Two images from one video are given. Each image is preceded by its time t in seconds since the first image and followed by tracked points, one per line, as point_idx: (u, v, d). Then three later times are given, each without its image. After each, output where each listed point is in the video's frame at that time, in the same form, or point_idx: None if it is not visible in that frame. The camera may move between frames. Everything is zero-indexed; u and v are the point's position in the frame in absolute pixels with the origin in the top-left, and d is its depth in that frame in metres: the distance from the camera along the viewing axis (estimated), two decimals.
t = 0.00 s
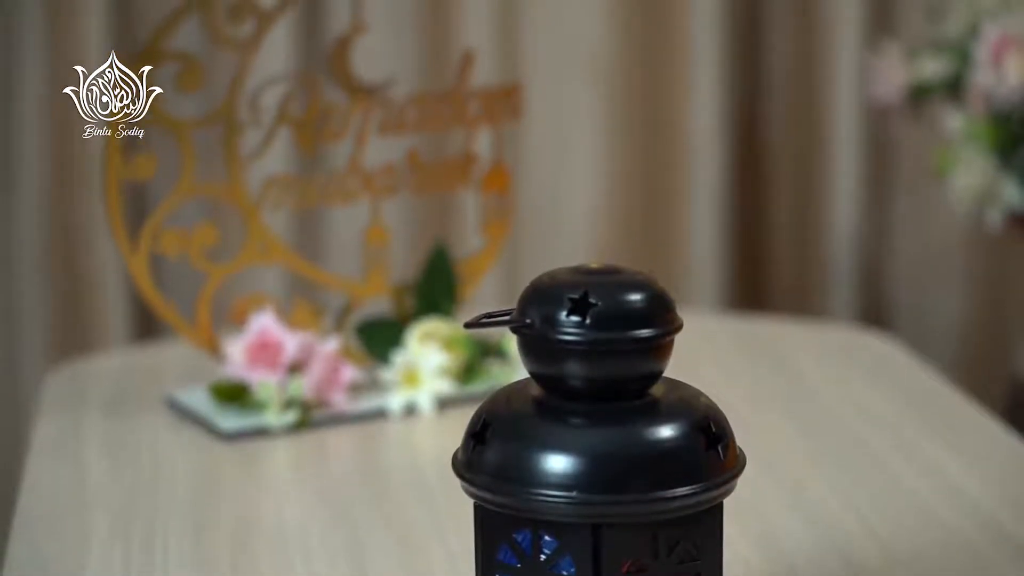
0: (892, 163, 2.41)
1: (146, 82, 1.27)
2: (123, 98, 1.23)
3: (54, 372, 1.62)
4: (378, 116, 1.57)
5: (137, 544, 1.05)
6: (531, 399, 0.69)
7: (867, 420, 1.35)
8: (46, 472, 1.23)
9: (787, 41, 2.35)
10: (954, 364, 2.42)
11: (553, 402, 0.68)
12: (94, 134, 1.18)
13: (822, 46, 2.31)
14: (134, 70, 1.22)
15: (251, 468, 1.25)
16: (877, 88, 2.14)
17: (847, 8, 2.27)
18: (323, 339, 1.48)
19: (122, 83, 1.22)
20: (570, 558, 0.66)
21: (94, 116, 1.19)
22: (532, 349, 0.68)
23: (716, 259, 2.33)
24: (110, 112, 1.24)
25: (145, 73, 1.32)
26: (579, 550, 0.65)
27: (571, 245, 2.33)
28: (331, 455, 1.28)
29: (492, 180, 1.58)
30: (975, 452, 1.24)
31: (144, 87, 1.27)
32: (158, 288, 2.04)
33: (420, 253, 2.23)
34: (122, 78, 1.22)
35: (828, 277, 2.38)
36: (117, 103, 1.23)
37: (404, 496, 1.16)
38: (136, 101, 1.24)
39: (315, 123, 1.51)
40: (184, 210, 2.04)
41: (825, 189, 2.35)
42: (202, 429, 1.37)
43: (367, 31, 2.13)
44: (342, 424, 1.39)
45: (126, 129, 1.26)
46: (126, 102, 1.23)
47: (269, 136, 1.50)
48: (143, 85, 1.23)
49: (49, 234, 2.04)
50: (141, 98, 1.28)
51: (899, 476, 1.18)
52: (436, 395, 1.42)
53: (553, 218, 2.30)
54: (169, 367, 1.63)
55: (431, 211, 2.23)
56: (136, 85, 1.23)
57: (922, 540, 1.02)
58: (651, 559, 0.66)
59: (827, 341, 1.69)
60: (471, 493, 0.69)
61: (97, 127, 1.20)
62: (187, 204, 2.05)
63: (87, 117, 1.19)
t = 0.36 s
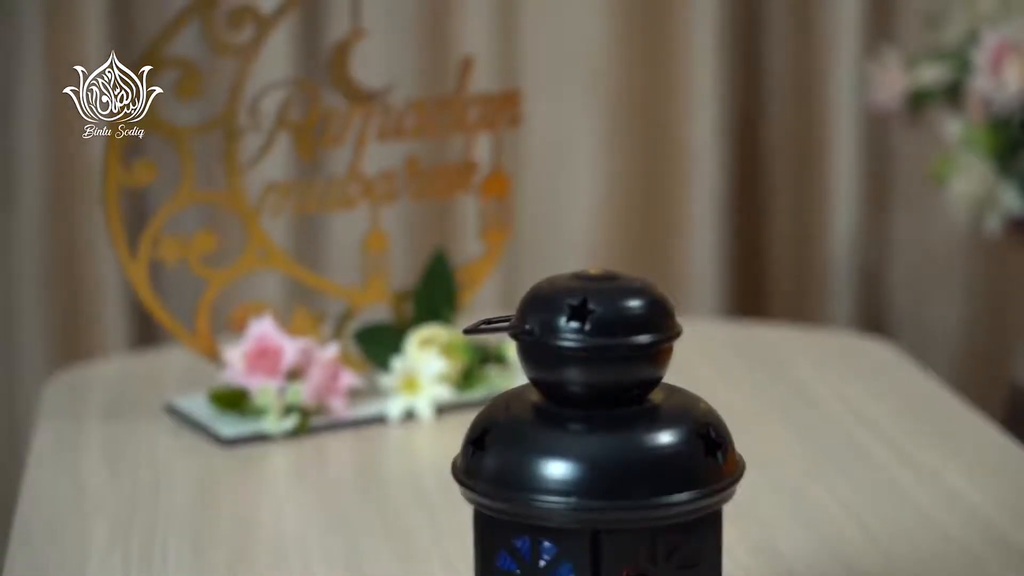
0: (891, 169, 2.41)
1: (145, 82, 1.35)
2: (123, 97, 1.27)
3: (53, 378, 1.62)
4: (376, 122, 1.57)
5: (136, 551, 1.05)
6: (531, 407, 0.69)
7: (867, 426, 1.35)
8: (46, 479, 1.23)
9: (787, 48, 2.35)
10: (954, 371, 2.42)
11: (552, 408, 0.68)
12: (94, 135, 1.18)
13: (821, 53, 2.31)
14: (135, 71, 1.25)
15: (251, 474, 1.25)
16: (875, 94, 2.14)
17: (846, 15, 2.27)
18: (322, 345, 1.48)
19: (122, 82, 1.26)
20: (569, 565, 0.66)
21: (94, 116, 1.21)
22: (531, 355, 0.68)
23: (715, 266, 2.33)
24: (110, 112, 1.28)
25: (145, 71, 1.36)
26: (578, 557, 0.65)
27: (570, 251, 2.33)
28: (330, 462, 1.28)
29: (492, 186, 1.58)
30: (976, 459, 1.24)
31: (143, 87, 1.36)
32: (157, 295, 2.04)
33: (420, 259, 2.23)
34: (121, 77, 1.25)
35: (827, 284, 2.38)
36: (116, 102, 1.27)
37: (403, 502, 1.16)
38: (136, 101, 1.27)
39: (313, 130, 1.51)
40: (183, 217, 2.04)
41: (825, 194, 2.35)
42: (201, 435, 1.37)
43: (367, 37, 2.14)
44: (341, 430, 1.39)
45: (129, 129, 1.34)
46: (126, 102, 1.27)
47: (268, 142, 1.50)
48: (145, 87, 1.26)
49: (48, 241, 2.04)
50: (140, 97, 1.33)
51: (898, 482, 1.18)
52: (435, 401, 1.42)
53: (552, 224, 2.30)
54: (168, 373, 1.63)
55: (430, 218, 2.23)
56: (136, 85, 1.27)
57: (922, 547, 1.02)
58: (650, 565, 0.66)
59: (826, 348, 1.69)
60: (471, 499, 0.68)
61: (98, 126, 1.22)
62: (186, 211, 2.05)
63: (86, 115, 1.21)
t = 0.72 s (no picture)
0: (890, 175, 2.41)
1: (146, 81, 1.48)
2: (123, 96, 1.60)
3: (54, 385, 1.62)
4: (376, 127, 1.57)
5: (135, 558, 1.05)
6: (530, 415, 0.68)
7: (866, 432, 1.35)
8: (46, 486, 1.23)
9: (787, 55, 2.35)
10: (955, 378, 2.42)
11: (550, 413, 0.68)
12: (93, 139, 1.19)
13: (821, 57, 2.31)
14: (132, 72, 1.59)
15: (250, 481, 1.24)
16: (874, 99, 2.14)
17: (845, 21, 2.27)
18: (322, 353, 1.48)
19: (120, 84, 1.60)
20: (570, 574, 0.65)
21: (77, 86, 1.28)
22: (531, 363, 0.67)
23: (715, 272, 2.33)
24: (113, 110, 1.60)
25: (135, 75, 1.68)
26: (579, 565, 0.65)
27: (570, 257, 2.33)
28: (329, 469, 1.28)
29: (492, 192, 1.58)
30: (974, 466, 1.24)
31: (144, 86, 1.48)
32: (157, 302, 2.04)
33: (419, 265, 2.23)
34: (120, 79, 1.60)
35: (827, 290, 2.38)
36: (118, 100, 1.61)
37: (401, 508, 1.16)
38: (134, 99, 1.59)
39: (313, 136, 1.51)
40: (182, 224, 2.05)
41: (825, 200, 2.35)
42: (201, 442, 1.37)
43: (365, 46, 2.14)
44: (341, 437, 1.39)
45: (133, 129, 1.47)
46: (127, 100, 1.59)
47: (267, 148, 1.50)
48: (141, 86, 1.55)
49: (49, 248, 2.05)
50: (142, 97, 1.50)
51: (897, 488, 1.18)
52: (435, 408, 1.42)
53: (551, 230, 2.31)
54: (169, 380, 1.63)
55: (430, 225, 2.23)
56: (131, 84, 1.60)
57: (921, 554, 1.02)
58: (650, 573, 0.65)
59: (826, 353, 1.69)
60: (471, 507, 0.68)
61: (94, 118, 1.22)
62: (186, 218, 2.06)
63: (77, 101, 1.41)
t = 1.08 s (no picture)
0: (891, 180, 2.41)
1: (146, 81, 1.48)
2: (124, 97, 1.60)
3: (55, 391, 1.62)
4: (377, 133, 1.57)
5: (135, 565, 1.05)
6: (530, 421, 0.68)
7: (864, 438, 1.35)
8: (47, 492, 1.24)
9: (788, 60, 2.35)
10: (954, 384, 2.42)
11: (550, 419, 0.67)
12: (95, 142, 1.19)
13: (822, 63, 2.31)
14: (132, 73, 1.59)
15: (251, 487, 1.25)
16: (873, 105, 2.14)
17: (846, 27, 2.28)
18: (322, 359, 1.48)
19: (122, 84, 1.60)
20: None
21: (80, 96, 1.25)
22: (532, 370, 0.67)
23: (715, 279, 2.33)
24: (113, 110, 1.60)
25: (135, 76, 1.69)
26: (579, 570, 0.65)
27: (570, 264, 2.33)
28: (330, 475, 1.28)
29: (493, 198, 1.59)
30: (973, 472, 1.24)
31: (144, 86, 1.48)
32: (158, 309, 2.05)
33: (419, 272, 2.24)
34: (123, 80, 1.59)
35: (826, 297, 2.38)
36: (119, 101, 1.60)
37: (402, 514, 1.16)
38: (134, 99, 1.59)
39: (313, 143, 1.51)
40: (182, 230, 2.05)
41: (825, 205, 2.36)
42: (201, 449, 1.37)
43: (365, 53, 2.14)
44: (341, 444, 1.39)
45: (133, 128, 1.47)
46: (127, 100, 1.59)
47: (268, 155, 1.50)
48: (141, 87, 1.56)
49: (50, 255, 2.06)
50: (142, 97, 1.50)
51: (897, 494, 1.18)
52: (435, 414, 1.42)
53: (552, 237, 2.31)
54: (170, 387, 1.64)
55: (431, 231, 2.23)
56: (134, 85, 1.60)
57: (920, 560, 1.02)
58: None
59: (826, 359, 1.69)
60: (472, 511, 0.68)
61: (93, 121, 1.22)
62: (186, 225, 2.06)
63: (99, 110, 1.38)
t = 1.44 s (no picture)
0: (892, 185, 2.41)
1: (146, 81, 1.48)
2: (124, 97, 1.59)
3: (54, 396, 1.63)
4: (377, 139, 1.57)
5: (135, 572, 1.05)
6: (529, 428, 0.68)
7: (864, 446, 1.35)
8: (47, 497, 1.24)
9: (789, 64, 2.35)
10: (953, 391, 2.42)
11: (548, 424, 0.62)
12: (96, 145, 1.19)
13: (823, 67, 2.31)
14: (132, 73, 1.59)
15: (251, 494, 1.24)
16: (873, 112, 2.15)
17: (846, 32, 2.28)
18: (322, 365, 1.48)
19: (122, 84, 1.59)
20: None
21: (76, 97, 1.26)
22: (529, 375, 0.61)
23: (715, 284, 2.33)
24: (113, 110, 1.60)
25: (136, 77, 1.69)
26: None
27: (570, 270, 2.33)
28: (329, 482, 1.28)
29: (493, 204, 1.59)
30: (974, 479, 1.24)
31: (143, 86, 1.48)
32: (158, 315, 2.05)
33: (419, 278, 2.24)
34: (122, 79, 1.59)
35: (826, 303, 2.38)
36: (118, 101, 1.60)
37: (402, 521, 1.15)
38: (134, 99, 1.59)
39: (313, 149, 1.51)
40: (182, 237, 2.06)
41: (824, 211, 2.36)
42: (201, 455, 1.37)
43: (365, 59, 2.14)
44: (341, 450, 1.39)
45: (132, 129, 1.47)
46: (126, 100, 1.59)
47: (268, 161, 1.50)
48: (141, 87, 1.56)
49: (50, 260, 2.06)
50: (141, 97, 1.50)
51: (897, 501, 1.17)
52: (434, 420, 1.42)
53: (552, 243, 2.31)
54: (170, 392, 1.64)
55: (431, 236, 2.23)
56: (133, 85, 1.59)
57: (921, 568, 1.02)
58: None
59: (825, 364, 1.69)
60: (471, 517, 0.63)
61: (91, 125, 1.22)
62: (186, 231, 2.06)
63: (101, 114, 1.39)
